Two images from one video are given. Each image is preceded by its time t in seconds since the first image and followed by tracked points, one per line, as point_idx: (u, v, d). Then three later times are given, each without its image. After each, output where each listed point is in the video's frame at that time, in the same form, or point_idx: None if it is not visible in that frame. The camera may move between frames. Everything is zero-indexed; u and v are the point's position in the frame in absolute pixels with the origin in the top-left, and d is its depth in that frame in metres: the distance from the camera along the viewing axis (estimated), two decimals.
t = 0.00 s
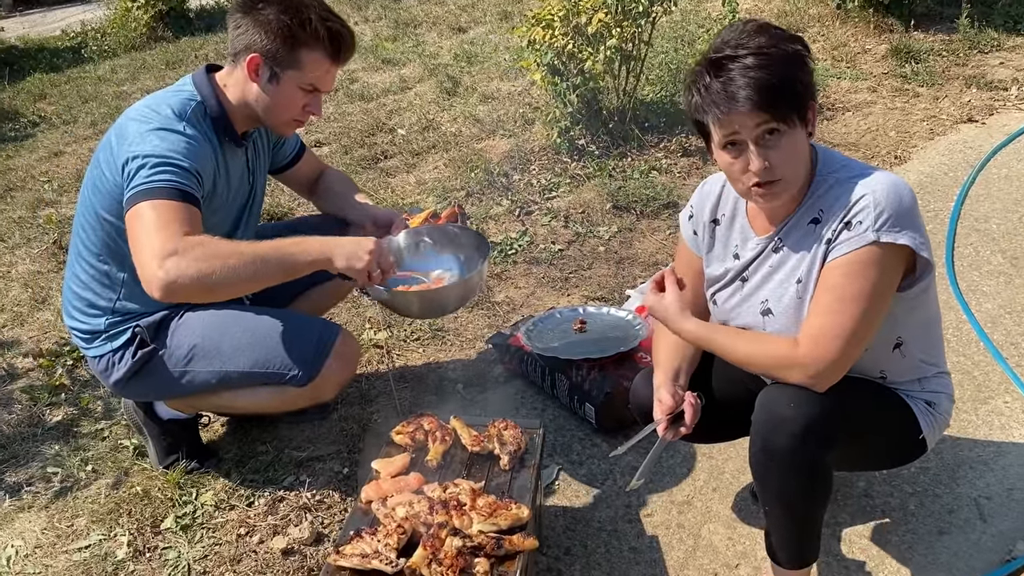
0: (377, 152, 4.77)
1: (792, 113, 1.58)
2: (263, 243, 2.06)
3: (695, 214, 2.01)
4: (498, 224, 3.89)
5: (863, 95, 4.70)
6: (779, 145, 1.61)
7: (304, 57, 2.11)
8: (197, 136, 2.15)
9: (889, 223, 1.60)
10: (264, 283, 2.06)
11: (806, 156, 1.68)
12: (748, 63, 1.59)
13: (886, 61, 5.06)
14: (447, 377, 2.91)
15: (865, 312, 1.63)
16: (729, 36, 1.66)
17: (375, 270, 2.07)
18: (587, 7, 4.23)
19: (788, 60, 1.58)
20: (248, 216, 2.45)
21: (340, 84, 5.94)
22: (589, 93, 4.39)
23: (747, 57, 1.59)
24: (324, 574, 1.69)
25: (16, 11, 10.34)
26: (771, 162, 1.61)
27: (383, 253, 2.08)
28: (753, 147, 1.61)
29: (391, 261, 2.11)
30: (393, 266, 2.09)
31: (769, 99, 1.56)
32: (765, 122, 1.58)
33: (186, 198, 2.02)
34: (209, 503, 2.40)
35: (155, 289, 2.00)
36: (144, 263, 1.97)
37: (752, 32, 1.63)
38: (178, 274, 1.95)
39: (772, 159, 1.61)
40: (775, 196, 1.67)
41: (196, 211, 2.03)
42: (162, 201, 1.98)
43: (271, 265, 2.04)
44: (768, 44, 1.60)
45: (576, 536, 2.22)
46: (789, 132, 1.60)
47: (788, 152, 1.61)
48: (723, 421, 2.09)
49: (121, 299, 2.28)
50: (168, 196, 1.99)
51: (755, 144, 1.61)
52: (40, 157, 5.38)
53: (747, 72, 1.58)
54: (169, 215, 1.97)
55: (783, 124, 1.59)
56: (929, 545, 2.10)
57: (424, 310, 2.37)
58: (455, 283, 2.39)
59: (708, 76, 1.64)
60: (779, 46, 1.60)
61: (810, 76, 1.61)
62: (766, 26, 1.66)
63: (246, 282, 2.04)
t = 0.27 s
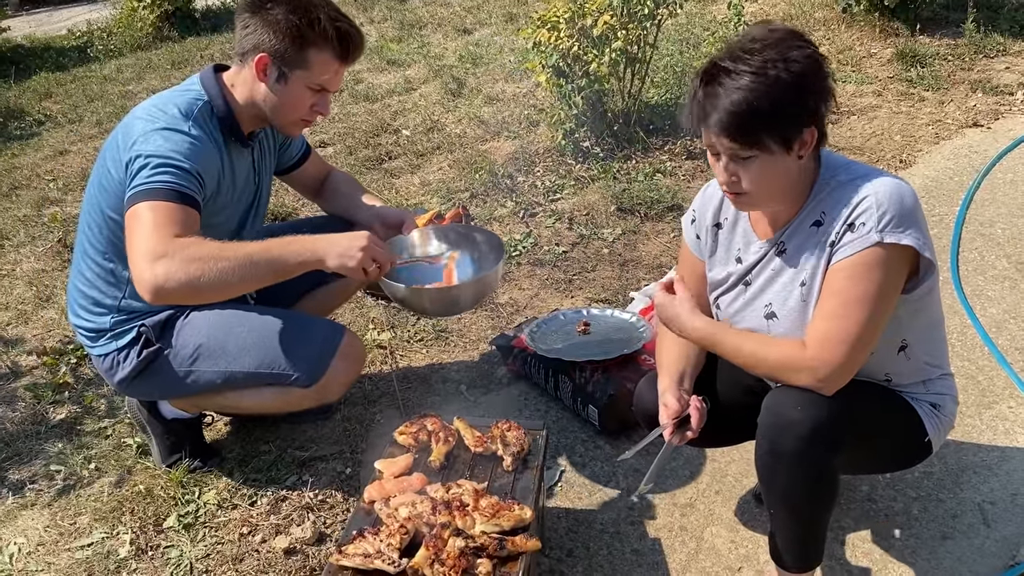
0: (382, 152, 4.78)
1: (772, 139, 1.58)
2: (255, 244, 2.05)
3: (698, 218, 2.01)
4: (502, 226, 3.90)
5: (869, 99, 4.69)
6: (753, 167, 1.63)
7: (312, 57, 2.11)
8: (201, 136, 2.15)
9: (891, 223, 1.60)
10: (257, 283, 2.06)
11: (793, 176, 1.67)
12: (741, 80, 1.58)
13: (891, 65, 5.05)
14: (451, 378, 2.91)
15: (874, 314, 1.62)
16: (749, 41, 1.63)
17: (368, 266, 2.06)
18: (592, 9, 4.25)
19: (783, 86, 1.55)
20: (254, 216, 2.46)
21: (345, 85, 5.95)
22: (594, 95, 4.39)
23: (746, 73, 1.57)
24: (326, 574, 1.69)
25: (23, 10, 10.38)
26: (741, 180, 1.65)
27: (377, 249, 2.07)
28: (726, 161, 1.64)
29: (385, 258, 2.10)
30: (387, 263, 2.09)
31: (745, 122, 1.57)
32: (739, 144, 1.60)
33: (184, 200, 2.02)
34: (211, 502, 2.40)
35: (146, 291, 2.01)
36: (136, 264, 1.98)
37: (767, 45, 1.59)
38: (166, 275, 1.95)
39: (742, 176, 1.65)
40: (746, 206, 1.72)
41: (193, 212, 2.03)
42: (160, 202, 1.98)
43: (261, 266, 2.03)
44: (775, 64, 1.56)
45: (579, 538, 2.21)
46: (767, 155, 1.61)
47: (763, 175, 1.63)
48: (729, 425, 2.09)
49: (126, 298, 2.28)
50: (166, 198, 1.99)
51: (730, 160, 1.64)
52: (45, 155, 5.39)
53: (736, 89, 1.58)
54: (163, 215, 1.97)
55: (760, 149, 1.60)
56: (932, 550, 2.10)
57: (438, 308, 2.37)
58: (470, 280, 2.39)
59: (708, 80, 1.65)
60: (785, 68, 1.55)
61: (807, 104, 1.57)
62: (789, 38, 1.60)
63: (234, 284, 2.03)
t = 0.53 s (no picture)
0: (386, 157, 4.79)
1: (733, 167, 1.64)
2: (253, 242, 2.05)
3: (705, 222, 2.02)
4: (506, 230, 3.90)
5: (872, 105, 4.70)
6: (718, 182, 1.71)
7: (318, 61, 2.11)
8: (206, 138, 2.16)
9: (894, 227, 1.60)
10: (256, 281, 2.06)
11: (765, 203, 1.72)
12: (723, 104, 1.63)
13: (895, 72, 5.06)
14: (455, 382, 2.91)
15: (879, 318, 1.63)
16: (762, 65, 1.63)
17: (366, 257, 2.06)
18: (597, 15, 4.27)
19: (753, 124, 1.59)
20: (260, 219, 2.46)
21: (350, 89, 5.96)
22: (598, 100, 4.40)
23: (732, 98, 1.62)
24: None
25: (28, 13, 10.41)
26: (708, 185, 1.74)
27: (374, 240, 2.08)
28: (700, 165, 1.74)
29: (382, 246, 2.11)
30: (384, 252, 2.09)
31: (708, 143, 1.66)
32: (705, 159, 1.69)
33: (186, 202, 2.03)
34: (215, 505, 2.40)
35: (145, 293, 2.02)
36: (135, 265, 1.98)
37: (770, 81, 1.60)
38: (164, 277, 1.96)
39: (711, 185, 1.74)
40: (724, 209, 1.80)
41: (194, 215, 2.04)
42: (161, 204, 1.99)
43: (258, 264, 2.04)
44: (763, 103, 1.58)
45: (583, 544, 2.21)
46: (730, 177, 1.67)
47: (726, 191, 1.71)
48: (735, 433, 2.08)
49: (131, 300, 2.29)
50: (167, 199, 2.00)
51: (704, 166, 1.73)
52: (50, 158, 5.41)
53: (715, 111, 1.64)
54: (162, 217, 1.98)
55: (723, 169, 1.67)
56: (937, 557, 2.09)
57: (442, 317, 2.38)
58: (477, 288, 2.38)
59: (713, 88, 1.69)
60: (765, 108, 1.58)
61: (771, 149, 1.60)
62: (792, 77, 1.59)
63: (231, 284, 2.03)
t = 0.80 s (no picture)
0: (390, 164, 4.80)
1: (741, 179, 1.66)
2: (261, 254, 2.05)
3: (716, 230, 2.02)
4: (511, 238, 3.91)
5: (876, 115, 4.71)
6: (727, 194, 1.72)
7: (328, 70, 2.12)
8: (215, 147, 2.16)
9: (905, 237, 1.61)
10: (262, 294, 2.05)
11: (775, 213, 1.72)
12: (730, 117, 1.64)
13: (899, 81, 5.08)
14: (461, 390, 2.91)
15: (890, 328, 1.63)
16: (769, 77, 1.64)
17: (375, 271, 2.07)
18: (602, 24, 4.30)
19: (759, 137, 1.60)
20: (269, 227, 2.47)
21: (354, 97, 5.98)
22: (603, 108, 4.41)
23: (739, 110, 1.63)
24: None
25: (32, 20, 10.45)
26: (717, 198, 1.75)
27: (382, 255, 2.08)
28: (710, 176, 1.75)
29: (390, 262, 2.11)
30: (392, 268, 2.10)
31: (716, 155, 1.67)
32: (714, 171, 1.70)
33: (194, 210, 2.03)
34: (223, 512, 2.40)
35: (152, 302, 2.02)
36: (143, 274, 1.98)
37: (778, 92, 1.61)
38: (172, 286, 1.95)
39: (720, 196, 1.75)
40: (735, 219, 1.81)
41: (203, 223, 2.04)
42: (168, 212, 1.99)
43: (266, 275, 2.03)
44: (771, 115, 1.60)
45: (591, 552, 2.21)
46: (739, 189, 1.68)
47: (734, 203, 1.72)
48: (745, 442, 2.08)
49: (139, 307, 2.29)
50: (175, 207, 2.00)
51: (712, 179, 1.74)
52: (55, 164, 5.42)
53: (723, 123, 1.65)
54: (171, 225, 1.98)
55: (732, 182, 1.68)
56: (946, 567, 2.09)
57: (445, 329, 2.37)
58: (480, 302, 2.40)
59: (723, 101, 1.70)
60: (771, 120, 1.59)
61: (779, 162, 1.60)
62: (799, 88, 1.60)
63: (238, 296, 2.03)
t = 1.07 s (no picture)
0: (391, 172, 4.80)
1: (750, 185, 1.64)
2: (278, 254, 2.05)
3: (723, 235, 2.01)
4: (513, 245, 3.90)
5: (878, 123, 4.72)
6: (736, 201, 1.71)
7: (330, 75, 2.12)
8: (218, 151, 2.15)
9: (914, 243, 1.60)
10: (283, 295, 2.05)
11: (784, 220, 1.71)
12: (736, 123, 1.64)
13: (900, 90, 5.08)
14: (463, 398, 2.89)
15: (898, 331, 1.62)
16: (774, 85, 1.64)
17: (392, 260, 2.08)
18: (604, 32, 4.32)
19: (767, 142, 1.59)
20: (271, 233, 2.46)
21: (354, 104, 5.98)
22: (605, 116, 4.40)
23: (746, 117, 1.63)
24: None
25: (32, 28, 10.46)
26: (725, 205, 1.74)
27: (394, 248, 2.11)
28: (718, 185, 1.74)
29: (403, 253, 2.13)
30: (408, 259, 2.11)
31: (724, 162, 1.66)
32: (722, 178, 1.69)
33: (205, 213, 2.02)
34: (223, 520, 2.38)
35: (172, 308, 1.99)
36: (160, 280, 1.95)
37: (783, 98, 1.61)
38: (195, 290, 1.93)
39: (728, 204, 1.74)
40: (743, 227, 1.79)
41: (213, 226, 2.03)
42: (180, 216, 1.97)
43: (287, 274, 2.02)
44: (776, 119, 1.59)
45: (595, 561, 2.19)
46: (748, 196, 1.67)
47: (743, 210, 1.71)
48: (752, 448, 2.07)
49: (140, 313, 2.27)
50: (188, 211, 1.99)
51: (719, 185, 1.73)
52: (55, 171, 5.41)
53: (730, 130, 1.64)
54: (187, 230, 1.97)
55: (741, 188, 1.67)
56: None
57: (445, 335, 2.37)
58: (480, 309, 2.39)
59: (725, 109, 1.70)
60: (778, 126, 1.59)
61: (788, 167, 1.59)
62: (805, 93, 1.60)
63: (261, 296, 2.02)
